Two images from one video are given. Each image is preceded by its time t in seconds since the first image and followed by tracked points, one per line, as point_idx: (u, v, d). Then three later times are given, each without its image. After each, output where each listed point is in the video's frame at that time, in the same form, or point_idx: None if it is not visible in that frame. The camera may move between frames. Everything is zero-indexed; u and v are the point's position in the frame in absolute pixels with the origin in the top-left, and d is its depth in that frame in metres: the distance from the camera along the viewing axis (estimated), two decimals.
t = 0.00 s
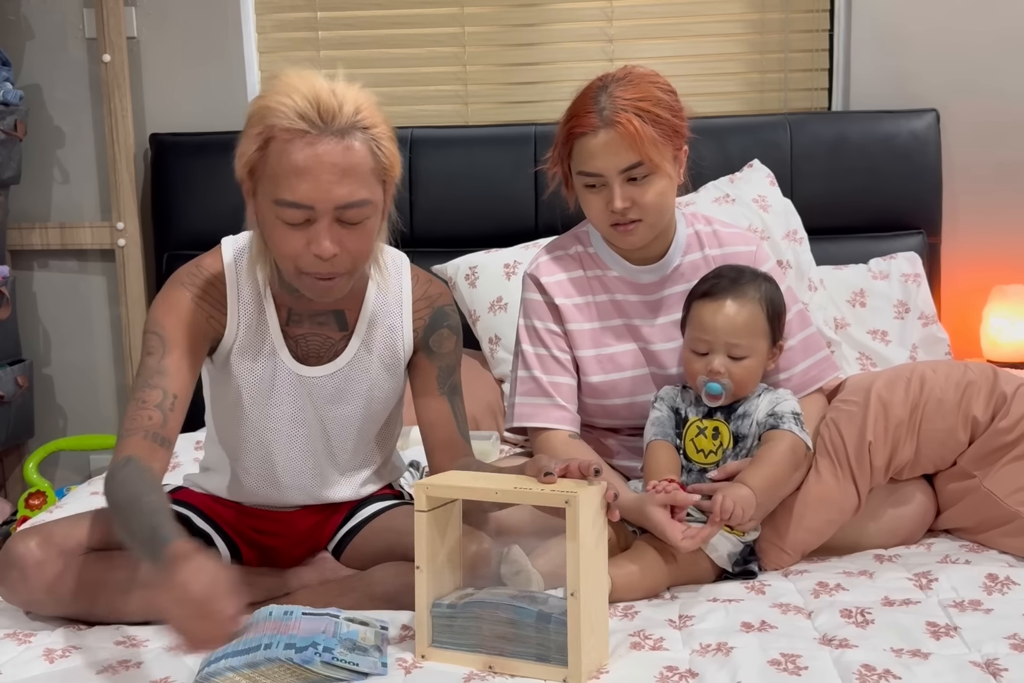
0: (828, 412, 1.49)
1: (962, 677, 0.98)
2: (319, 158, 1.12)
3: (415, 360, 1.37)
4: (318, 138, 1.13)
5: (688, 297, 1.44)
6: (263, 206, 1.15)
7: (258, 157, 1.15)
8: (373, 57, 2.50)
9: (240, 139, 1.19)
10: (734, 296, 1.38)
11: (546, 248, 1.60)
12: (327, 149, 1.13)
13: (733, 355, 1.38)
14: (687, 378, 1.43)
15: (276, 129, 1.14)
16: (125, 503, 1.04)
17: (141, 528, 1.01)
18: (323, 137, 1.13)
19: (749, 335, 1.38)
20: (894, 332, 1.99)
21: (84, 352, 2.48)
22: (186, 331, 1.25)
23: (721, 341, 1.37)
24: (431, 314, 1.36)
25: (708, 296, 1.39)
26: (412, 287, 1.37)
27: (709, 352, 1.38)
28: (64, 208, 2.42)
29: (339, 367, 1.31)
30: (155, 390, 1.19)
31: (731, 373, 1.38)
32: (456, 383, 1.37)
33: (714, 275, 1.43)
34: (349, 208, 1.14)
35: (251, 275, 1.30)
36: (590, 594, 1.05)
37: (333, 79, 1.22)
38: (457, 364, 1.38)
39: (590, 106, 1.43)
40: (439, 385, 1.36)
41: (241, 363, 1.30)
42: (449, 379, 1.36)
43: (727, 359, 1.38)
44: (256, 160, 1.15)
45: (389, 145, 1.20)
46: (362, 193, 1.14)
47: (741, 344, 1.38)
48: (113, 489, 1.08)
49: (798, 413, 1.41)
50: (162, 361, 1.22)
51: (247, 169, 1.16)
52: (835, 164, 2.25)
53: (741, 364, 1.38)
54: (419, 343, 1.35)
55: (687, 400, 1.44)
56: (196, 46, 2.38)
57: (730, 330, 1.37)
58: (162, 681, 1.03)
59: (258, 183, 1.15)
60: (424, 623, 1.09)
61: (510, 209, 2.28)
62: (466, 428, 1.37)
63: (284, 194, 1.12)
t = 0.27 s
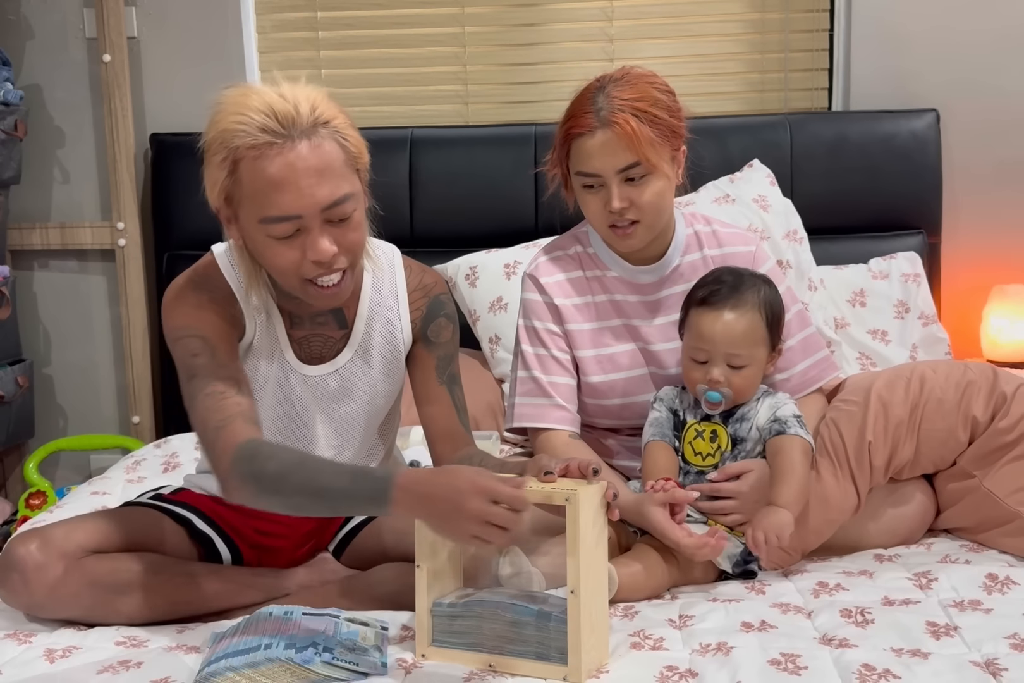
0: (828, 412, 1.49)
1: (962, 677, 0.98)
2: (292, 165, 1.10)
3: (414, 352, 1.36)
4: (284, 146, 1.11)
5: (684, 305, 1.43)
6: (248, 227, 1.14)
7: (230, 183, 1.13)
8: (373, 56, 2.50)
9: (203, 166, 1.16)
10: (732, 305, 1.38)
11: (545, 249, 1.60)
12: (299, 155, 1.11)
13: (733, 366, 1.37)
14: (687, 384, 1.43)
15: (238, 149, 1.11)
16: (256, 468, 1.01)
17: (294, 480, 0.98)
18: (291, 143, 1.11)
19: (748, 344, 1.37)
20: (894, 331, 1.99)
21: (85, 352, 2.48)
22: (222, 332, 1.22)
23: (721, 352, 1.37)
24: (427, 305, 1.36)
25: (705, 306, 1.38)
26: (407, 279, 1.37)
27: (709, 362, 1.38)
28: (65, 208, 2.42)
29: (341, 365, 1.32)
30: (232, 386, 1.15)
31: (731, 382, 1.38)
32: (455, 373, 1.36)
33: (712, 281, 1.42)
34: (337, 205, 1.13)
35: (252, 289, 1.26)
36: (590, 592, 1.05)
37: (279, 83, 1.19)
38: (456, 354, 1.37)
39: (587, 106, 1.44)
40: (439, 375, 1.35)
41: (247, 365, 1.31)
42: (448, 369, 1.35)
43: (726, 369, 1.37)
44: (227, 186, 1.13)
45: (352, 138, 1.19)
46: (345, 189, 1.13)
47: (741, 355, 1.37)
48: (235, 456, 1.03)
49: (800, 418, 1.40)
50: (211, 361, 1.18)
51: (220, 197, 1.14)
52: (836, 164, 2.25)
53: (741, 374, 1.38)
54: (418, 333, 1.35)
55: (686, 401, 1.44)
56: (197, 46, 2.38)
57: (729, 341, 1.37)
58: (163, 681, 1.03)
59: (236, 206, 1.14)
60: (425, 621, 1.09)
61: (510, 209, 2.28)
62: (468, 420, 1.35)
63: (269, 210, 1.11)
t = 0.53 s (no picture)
0: (829, 412, 1.49)
1: (962, 677, 0.98)
2: (292, 165, 1.11)
3: (417, 350, 1.36)
4: (283, 146, 1.11)
5: (688, 309, 1.42)
6: (251, 230, 1.14)
7: (230, 186, 1.13)
8: (373, 56, 2.50)
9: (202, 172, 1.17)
10: (736, 314, 1.36)
11: (546, 248, 1.60)
12: (298, 154, 1.11)
13: (738, 372, 1.37)
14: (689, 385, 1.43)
15: (236, 152, 1.12)
16: (301, 453, 1.07)
17: (343, 465, 1.05)
18: (289, 143, 1.11)
19: (754, 352, 1.36)
20: (894, 331, 1.99)
21: (85, 352, 2.48)
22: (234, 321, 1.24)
23: (726, 359, 1.36)
24: (432, 303, 1.36)
25: (711, 312, 1.37)
26: (411, 276, 1.37)
27: (713, 368, 1.37)
28: (65, 208, 2.42)
29: (348, 363, 1.32)
30: (261, 372, 1.18)
31: (735, 388, 1.37)
32: (458, 372, 1.36)
33: (719, 283, 1.40)
34: (340, 203, 1.12)
35: (261, 290, 1.27)
36: (590, 592, 1.05)
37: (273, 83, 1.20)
38: (459, 355, 1.36)
39: (588, 101, 1.44)
40: (442, 375, 1.35)
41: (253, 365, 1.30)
42: (451, 369, 1.35)
43: (731, 375, 1.37)
44: (228, 190, 1.13)
45: (349, 135, 1.19)
46: (346, 186, 1.13)
47: (747, 363, 1.36)
48: (277, 438, 1.09)
49: (802, 423, 1.40)
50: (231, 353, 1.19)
51: (221, 202, 1.15)
52: (836, 164, 2.25)
53: (745, 380, 1.37)
54: (422, 332, 1.35)
55: (686, 402, 1.44)
56: (197, 46, 2.38)
57: (735, 349, 1.35)
58: (163, 681, 1.03)
59: (238, 210, 1.14)
60: (426, 621, 1.09)
61: (510, 209, 2.28)
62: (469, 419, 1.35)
63: (272, 212, 1.11)
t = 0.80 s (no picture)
0: (829, 412, 1.50)
1: (962, 677, 0.98)
2: (291, 170, 1.10)
3: (419, 351, 1.36)
4: (281, 153, 1.11)
5: (701, 309, 1.41)
6: (250, 236, 1.14)
7: (228, 193, 1.13)
8: (374, 56, 2.50)
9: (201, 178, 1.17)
10: (747, 320, 1.35)
11: (546, 248, 1.61)
12: (295, 160, 1.11)
13: (746, 378, 1.35)
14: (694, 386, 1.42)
15: (234, 159, 1.12)
16: (294, 457, 1.06)
17: (337, 470, 1.04)
18: (286, 149, 1.11)
19: (765, 360, 1.35)
20: (894, 330, 1.99)
21: (85, 352, 2.48)
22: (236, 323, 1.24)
23: (736, 365, 1.35)
24: (434, 305, 1.36)
25: (723, 316, 1.36)
26: (413, 278, 1.37)
27: (721, 371, 1.36)
28: (65, 208, 2.42)
29: (351, 366, 1.32)
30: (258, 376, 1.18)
31: (740, 393, 1.37)
32: (460, 373, 1.36)
33: (732, 288, 1.39)
34: (338, 207, 1.12)
35: (264, 292, 1.27)
36: (591, 592, 1.05)
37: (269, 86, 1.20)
38: (461, 356, 1.37)
39: (591, 97, 1.46)
40: (443, 376, 1.35)
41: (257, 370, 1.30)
42: (452, 371, 1.35)
43: (738, 380, 1.36)
44: (226, 197, 1.13)
45: (347, 138, 1.19)
46: (344, 191, 1.13)
47: (756, 370, 1.35)
48: (270, 443, 1.08)
49: (806, 427, 1.40)
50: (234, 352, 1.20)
51: (220, 208, 1.15)
52: (836, 164, 2.25)
53: (752, 386, 1.36)
54: (425, 333, 1.35)
55: (688, 402, 1.43)
56: (198, 46, 2.38)
57: (746, 355, 1.34)
58: (164, 681, 1.03)
59: (237, 217, 1.14)
60: (426, 620, 1.09)
61: (510, 209, 2.28)
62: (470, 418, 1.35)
63: (270, 218, 1.11)
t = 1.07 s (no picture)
0: (829, 413, 1.50)
1: (962, 677, 0.98)
2: (289, 172, 1.10)
3: (419, 352, 1.37)
4: (278, 155, 1.11)
5: (708, 312, 1.41)
6: (250, 238, 1.14)
7: (227, 196, 1.14)
8: (374, 56, 2.50)
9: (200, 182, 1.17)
10: (754, 327, 1.34)
11: (545, 248, 1.61)
12: (293, 162, 1.11)
13: (750, 385, 1.35)
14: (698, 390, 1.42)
15: (231, 162, 1.12)
16: (296, 471, 1.06)
17: (338, 484, 1.04)
18: (284, 151, 1.11)
19: (772, 367, 1.34)
20: (894, 330, 1.99)
21: (85, 353, 2.48)
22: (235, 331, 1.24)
23: (741, 371, 1.34)
24: (434, 305, 1.36)
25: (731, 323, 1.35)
26: (413, 278, 1.37)
27: (725, 376, 1.36)
28: (66, 208, 2.42)
29: (353, 368, 1.32)
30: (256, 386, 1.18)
31: (744, 399, 1.36)
32: (459, 372, 1.37)
33: (741, 294, 1.38)
34: (337, 208, 1.12)
35: (263, 295, 1.26)
36: (591, 592, 1.05)
37: (264, 88, 1.20)
38: (460, 355, 1.38)
39: (589, 93, 1.46)
40: (443, 376, 1.36)
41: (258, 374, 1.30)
42: (452, 369, 1.36)
43: (743, 386, 1.36)
44: (225, 201, 1.14)
45: (344, 138, 1.19)
46: (343, 191, 1.13)
47: (762, 377, 1.35)
48: (273, 456, 1.08)
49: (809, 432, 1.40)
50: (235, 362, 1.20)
51: (220, 211, 1.15)
52: (836, 164, 2.25)
53: (756, 393, 1.36)
54: (425, 333, 1.35)
55: (690, 405, 1.43)
56: (198, 45, 2.38)
57: (752, 362, 1.34)
58: (164, 681, 1.03)
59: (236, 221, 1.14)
60: (426, 620, 1.09)
61: (510, 209, 2.28)
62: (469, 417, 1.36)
63: (269, 220, 1.11)
